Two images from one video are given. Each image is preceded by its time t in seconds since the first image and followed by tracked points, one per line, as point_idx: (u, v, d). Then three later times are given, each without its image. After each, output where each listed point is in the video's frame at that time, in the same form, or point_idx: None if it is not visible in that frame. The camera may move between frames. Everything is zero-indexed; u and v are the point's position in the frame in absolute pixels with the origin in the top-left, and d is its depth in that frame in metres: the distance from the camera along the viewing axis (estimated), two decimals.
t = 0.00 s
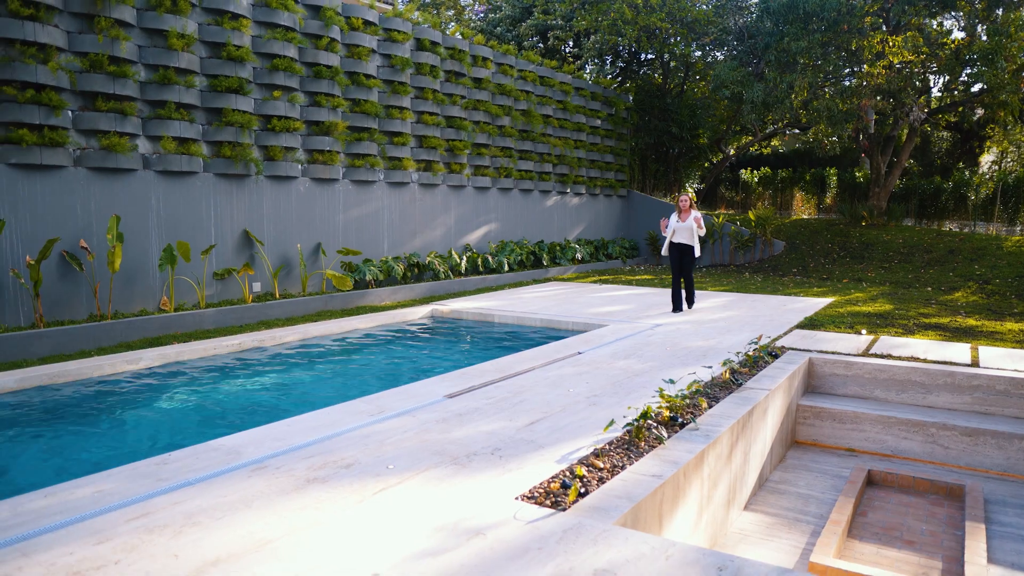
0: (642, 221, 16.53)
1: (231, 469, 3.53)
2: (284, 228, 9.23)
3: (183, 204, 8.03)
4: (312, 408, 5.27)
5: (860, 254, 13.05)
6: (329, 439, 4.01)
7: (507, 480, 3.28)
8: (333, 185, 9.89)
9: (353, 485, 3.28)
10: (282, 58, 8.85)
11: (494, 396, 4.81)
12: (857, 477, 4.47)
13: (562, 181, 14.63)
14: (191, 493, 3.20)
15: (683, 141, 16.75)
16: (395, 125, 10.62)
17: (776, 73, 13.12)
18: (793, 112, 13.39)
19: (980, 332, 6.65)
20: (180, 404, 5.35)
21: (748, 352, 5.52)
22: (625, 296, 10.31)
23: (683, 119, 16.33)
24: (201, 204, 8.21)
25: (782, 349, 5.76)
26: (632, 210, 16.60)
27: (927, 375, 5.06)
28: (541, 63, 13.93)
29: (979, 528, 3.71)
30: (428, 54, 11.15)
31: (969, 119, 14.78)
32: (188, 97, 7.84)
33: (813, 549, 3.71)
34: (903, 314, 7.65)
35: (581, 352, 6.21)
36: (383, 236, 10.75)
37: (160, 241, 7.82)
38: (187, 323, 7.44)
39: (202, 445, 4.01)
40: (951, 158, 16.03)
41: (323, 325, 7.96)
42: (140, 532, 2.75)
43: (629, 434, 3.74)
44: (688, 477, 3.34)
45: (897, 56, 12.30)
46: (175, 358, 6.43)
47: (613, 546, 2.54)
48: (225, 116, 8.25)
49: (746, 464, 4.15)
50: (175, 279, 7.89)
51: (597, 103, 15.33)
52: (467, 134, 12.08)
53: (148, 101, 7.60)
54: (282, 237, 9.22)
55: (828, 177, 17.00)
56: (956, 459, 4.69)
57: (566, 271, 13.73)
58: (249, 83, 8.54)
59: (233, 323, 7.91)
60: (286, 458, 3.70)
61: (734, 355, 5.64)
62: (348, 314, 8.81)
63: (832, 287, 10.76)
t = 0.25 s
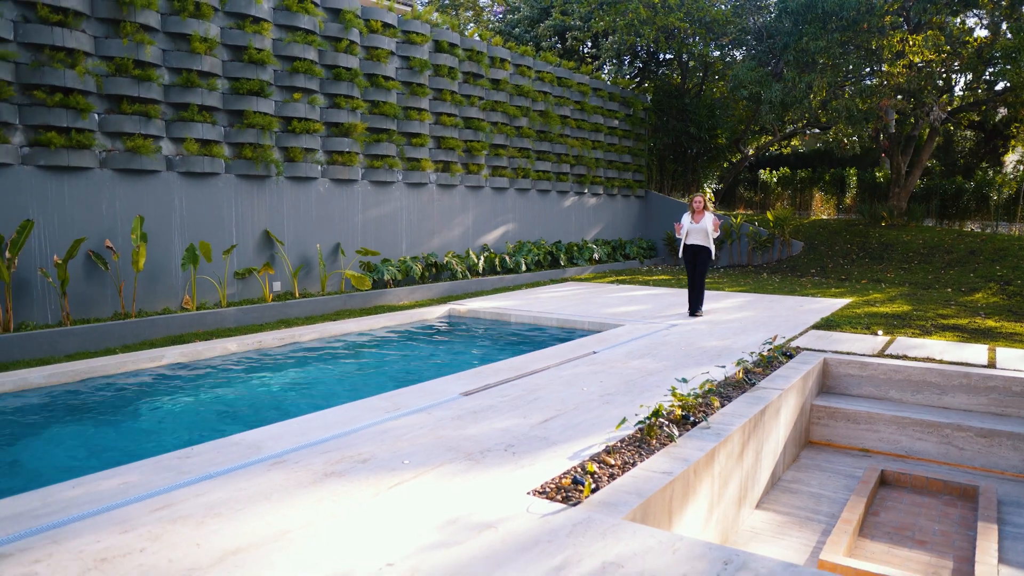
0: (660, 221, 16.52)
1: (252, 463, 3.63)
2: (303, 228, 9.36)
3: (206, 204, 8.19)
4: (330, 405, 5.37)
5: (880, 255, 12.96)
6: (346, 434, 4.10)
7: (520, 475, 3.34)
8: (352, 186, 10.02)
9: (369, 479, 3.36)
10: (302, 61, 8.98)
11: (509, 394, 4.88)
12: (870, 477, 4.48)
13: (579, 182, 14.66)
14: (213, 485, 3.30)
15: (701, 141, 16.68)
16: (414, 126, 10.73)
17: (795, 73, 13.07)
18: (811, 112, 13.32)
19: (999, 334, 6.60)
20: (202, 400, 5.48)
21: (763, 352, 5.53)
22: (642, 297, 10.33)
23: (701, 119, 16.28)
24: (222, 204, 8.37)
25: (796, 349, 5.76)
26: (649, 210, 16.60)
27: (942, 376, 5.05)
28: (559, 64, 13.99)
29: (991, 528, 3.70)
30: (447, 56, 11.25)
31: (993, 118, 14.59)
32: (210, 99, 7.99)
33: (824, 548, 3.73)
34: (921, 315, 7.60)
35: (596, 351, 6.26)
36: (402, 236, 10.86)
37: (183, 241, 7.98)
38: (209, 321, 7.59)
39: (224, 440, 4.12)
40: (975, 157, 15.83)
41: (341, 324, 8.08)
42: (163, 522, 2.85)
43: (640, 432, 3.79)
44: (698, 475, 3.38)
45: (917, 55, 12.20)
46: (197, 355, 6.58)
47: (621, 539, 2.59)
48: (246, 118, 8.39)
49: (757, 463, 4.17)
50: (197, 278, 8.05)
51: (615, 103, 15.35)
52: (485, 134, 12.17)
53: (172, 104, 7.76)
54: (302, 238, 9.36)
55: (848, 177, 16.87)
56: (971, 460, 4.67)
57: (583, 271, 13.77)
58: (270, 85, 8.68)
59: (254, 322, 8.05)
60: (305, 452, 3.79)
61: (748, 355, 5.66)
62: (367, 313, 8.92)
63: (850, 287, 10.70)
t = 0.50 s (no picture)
0: (671, 221, 16.53)
1: (265, 457, 3.73)
2: (316, 228, 9.48)
3: (220, 205, 8.32)
4: (341, 402, 5.47)
5: (891, 256, 12.92)
6: (357, 430, 4.19)
7: (525, 471, 3.41)
8: (364, 187, 10.13)
9: (378, 474, 3.44)
10: (315, 63, 9.10)
11: (517, 392, 4.95)
12: (874, 476, 4.52)
13: (590, 183, 14.72)
14: (226, 478, 3.40)
15: (713, 142, 16.65)
16: (426, 128, 10.83)
17: (806, 74, 13.07)
18: (822, 112, 13.32)
19: (1008, 334, 6.60)
20: (216, 397, 5.59)
21: (769, 352, 5.57)
22: (651, 297, 10.37)
23: (713, 119, 16.27)
24: (236, 205, 8.49)
25: (803, 349, 5.80)
26: (661, 211, 16.62)
27: (947, 375, 5.08)
28: (570, 65, 14.04)
29: (992, 526, 3.74)
30: (458, 58, 11.35)
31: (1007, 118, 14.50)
32: (225, 102, 8.11)
33: (825, 544, 3.78)
34: (930, 315, 7.60)
35: (603, 350, 6.32)
36: (414, 237, 10.97)
37: (198, 241, 8.12)
38: (223, 320, 7.72)
39: (238, 435, 4.22)
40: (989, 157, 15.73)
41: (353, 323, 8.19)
42: (179, 513, 2.94)
43: (644, 429, 3.85)
44: (700, 471, 3.44)
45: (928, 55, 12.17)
46: (211, 353, 6.70)
47: (622, 531, 2.66)
48: (260, 120, 8.52)
49: (761, 461, 4.22)
50: (211, 277, 8.18)
51: (626, 104, 15.38)
52: (496, 136, 12.25)
53: (187, 106, 7.89)
54: (315, 238, 9.48)
55: (859, 178, 16.81)
56: (975, 459, 4.70)
57: (594, 272, 13.82)
58: (283, 88, 8.80)
59: (268, 321, 8.18)
60: (317, 447, 3.89)
61: (754, 354, 5.70)
62: (378, 312, 9.03)
63: (860, 288, 10.70)
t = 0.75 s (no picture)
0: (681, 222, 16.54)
1: (276, 452, 3.81)
2: (327, 228, 9.59)
3: (232, 205, 8.43)
4: (352, 399, 5.56)
5: (901, 256, 12.88)
6: (367, 426, 4.27)
7: (530, 466, 3.48)
8: (375, 187, 10.23)
9: (387, 468, 3.52)
10: (326, 65, 9.21)
11: (524, 390, 5.02)
12: (877, 475, 4.56)
13: (600, 183, 14.75)
14: (239, 472, 3.49)
15: (723, 142, 16.56)
16: (436, 129, 10.92)
17: (816, 74, 13.07)
18: (832, 113, 13.30)
19: (1016, 335, 6.60)
20: (229, 394, 5.70)
21: (775, 351, 5.60)
22: (660, 297, 10.40)
23: (723, 120, 16.25)
24: (249, 206, 8.61)
25: (809, 349, 5.83)
26: (670, 211, 16.63)
27: (952, 375, 5.10)
28: (580, 66, 14.09)
29: (993, 525, 3.78)
30: (468, 60, 11.43)
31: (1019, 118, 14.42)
32: (238, 103, 8.22)
33: (827, 541, 3.83)
34: (939, 316, 7.60)
35: (611, 350, 6.38)
36: (424, 237, 11.06)
37: (211, 241, 8.24)
38: (236, 318, 7.84)
39: (251, 430, 4.32)
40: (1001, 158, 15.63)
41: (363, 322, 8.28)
42: (193, 505, 3.03)
43: (649, 427, 3.91)
44: (703, 468, 3.50)
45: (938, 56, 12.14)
46: (224, 351, 6.81)
47: (624, 525, 2.73)
48: (272, 121, 8.63)
49: (765, 459, 4.27)
50: (224, 276, 8.30)
51: (636, 105, 15.41)
52: (506, 136, 12.32)
53: (201, 108, 8.01)
54: (326, 238, 9.59)
55: (870, 178, 16.76)
56: (980, 459, 4.73)
57: (603, 272, 13.86)
58: (295, 89, 8.90)
59: (280, 319, 8.29)
60: (327, 443, 3.97)
61: (760, 354, 5.74)
62: (388, 311, 9.12)
63: (870, 289, 10.69)
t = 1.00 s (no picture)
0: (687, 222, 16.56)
1: (284, 447, 3.88)
2: (335, 227, 9.66)
3: (241, 205, 8.52)
4: (358, 396, 5.62)
5: (907, 256, 12.87)
6: (372, 422, 4.33)
7: (532, 461, 3.54)
8: (382, 187, 10.30)
9: (392, 463, 3.59)
10: (334, 66, 9.28)
11: (528, 388, 5.07)
12: (878, 472, 4.60)
13: (606, 183, 14.79)
14: (247, 466, 3.56)
15: (729, 142, 16.59)
16: (442, 128, 10.99)
17: (822, 74, 13.08)
18: (838, 112, 13.31)
19: (1020, 334, 6.61)
20: (237, 391, 5.78)
21: (777, 350, 5.64)
22: (665, 296, 10.44)
23: (730, 119, 16.24)
24: (257, 205, 8.69)
25: (812, 348, 5.87)
26: (676, 211, 16.66)
27: (954, 374, 5.13)
28: (587, 66, 14.12)
29: (992, 522, 3.81)
30: (475, 60, 11.49)
31: None
32: (246, 104, 8.31)
33: (827, 537, 3.87)
34: (943, 315, 7.61)
35: (615, 348, 6.42)
36: (430, 236, 11.13)
37: (220, 240, 8.33)
38: (244, 317, 7.92)
39: (259, 426, 4.39)
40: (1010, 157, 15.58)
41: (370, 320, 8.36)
42: (203, 498, 3.10)
43: (650, 423, 3.96)
44: (703, 464, 3.55)
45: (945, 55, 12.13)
46: (233, 349, 6.90)
47: (623, 518, 2.78)
48: (280, 121, 8.71)
49: (766, 456, 4.31)
50: (232, 275, 8.38)
51: (642, 105, 15.44)
52: (513, 136, 12.39)
53: (210, 108, 8.09)
54: (333, 237, 9.66)
55: (877, 178, 16.74)
56: (981, 457, 4.76)
57: (609, 271, 13.91)
58: (303, 90, 8.98)
59: (287, 318, 8.37)
60: (333, 438, 4.03)
61: (763, 352, 5.77)
62: (395, 310, 9.19)
63: (875, 288, 10.70)
